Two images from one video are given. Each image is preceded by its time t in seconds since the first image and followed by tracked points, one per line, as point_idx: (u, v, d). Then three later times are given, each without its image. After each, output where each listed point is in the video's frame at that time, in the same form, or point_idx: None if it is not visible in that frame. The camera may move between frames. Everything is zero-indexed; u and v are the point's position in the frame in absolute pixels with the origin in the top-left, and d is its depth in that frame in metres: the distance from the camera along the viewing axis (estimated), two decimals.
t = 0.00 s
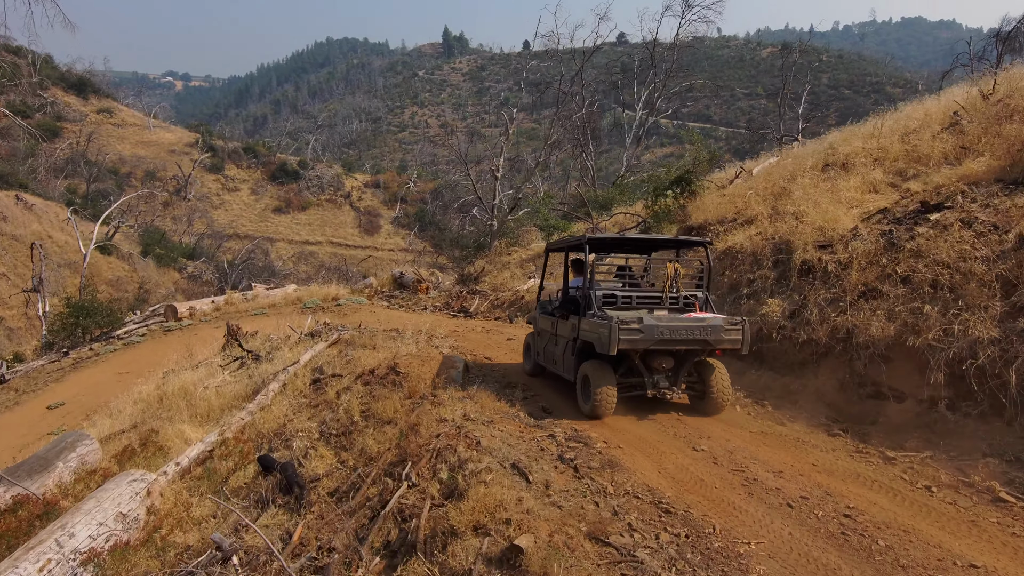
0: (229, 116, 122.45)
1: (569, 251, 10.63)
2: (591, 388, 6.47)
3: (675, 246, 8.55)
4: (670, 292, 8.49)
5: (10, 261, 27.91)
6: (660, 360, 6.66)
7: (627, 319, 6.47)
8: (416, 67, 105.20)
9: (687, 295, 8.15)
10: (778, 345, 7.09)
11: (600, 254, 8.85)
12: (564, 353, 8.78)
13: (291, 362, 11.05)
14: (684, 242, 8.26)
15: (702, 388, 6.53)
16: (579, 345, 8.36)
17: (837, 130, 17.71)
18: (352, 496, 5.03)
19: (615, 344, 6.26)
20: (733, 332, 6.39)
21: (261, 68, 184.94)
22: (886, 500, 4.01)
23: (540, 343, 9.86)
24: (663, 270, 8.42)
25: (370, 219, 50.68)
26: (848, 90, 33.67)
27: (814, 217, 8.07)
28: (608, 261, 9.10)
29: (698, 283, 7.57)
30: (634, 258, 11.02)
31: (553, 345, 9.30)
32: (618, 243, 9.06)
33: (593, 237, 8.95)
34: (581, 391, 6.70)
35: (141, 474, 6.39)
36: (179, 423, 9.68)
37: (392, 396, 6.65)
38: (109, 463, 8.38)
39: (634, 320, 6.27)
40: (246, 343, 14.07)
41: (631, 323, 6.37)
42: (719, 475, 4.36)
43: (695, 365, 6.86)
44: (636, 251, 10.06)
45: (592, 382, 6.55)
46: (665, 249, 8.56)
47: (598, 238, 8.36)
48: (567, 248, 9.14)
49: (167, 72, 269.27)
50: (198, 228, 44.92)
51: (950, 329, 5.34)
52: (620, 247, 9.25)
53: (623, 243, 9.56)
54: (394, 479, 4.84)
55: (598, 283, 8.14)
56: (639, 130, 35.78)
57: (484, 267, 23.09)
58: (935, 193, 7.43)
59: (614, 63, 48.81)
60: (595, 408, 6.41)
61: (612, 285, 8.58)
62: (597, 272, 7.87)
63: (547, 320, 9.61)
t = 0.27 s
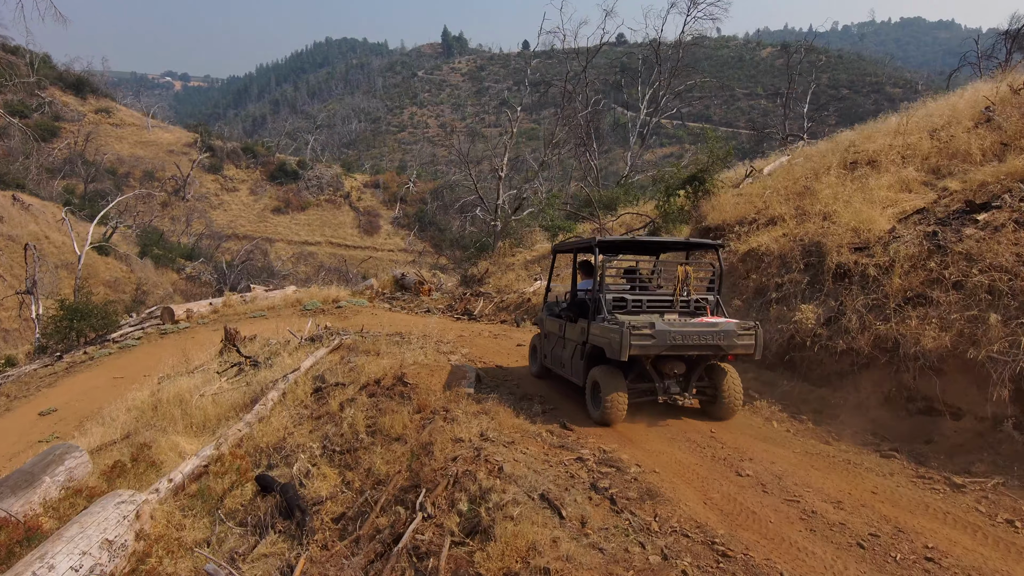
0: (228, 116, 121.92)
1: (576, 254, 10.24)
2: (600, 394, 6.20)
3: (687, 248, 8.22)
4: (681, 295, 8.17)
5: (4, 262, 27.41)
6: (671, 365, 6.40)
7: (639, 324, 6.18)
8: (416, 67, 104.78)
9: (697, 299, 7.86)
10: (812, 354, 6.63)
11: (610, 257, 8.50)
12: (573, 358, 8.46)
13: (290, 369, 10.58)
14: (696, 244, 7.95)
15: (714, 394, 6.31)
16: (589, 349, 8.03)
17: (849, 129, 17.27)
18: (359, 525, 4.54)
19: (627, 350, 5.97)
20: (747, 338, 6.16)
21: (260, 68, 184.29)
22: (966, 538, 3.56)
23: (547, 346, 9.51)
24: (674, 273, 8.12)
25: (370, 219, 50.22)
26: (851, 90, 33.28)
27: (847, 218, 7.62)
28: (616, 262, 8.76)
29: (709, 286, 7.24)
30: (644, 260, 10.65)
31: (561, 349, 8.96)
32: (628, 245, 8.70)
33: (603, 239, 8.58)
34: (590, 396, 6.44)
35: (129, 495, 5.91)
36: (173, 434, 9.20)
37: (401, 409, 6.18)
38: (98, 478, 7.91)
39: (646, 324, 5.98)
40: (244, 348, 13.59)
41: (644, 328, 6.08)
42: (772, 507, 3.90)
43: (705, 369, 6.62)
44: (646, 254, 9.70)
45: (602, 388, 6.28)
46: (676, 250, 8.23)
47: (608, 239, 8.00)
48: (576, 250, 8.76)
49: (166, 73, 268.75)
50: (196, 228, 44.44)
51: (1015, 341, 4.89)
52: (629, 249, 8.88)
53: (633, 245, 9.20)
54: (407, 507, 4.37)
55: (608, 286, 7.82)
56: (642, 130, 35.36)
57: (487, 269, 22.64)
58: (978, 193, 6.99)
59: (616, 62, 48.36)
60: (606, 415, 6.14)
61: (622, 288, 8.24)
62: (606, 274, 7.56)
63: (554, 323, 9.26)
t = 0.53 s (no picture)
0: (227, 116, 121.46)
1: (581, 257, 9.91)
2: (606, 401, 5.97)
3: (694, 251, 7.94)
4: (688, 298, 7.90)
5: None
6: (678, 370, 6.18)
7: (645, 328, 5.93)
8: (415, 67, 104.35)
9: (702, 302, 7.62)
10: (848, 364, 6.19)
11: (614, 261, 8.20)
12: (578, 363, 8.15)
13: (289, 376, 10.15)
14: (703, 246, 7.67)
15: (721, 399, 6.11)
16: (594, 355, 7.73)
17: (861, 128, 16.83)
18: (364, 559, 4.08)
19: (633, 356, 5.73)
20: (755, 341, 5.94)
21: (260, 68, 183.79)
22: None
23: (550, 350, 9.18)
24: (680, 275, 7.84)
25: (370, 219, 49.77)
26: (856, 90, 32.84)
27: (879, 218, 7.19)
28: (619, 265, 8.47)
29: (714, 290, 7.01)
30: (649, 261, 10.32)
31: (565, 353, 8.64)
32: (633, 248, 8.39)
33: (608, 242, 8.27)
34: (595, 402, 6.22)
35: (114, 519, 5.46)
36: (166, 445, 8.75)
37: (408, 426, 5.74)
38: (85, 494, 7.46)
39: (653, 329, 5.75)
40: (241, 353, 13.15)
41: (650, 333, 5.84)
42: (831, 545, 3.48)
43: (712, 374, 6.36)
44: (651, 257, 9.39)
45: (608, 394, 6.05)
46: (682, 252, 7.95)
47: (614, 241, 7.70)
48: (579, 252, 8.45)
49: (165, 73, 268.21)
50: (195, 228, 43.98)
51: None
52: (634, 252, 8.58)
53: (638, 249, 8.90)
54: (418, 540, 3.92)
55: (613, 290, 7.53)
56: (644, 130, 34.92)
57: (490, 270, 22.19)
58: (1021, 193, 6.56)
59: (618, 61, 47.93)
60: (611, 422, 5.93)
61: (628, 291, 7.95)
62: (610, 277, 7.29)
63: (557, 327, 8.94)
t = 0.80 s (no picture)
0: (226, 116, 120.98)
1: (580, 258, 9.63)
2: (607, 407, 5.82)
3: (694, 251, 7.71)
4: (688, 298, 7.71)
5: None
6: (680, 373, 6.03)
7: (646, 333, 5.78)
8: (414, 67, 103.93)
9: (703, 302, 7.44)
10: (883, 374, 5.79)
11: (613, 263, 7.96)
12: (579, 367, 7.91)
13: (285, 382, 9.76)
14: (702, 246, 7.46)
15: (724, 402, 5.98)
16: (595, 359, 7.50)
17: (872, 127, 16.44)
18: None
19: (634, 361, 5.58)
20: (757, 343, 5.80)
21: (258, 68, 183.24)
22: None
23: (550, 353, 8.93)
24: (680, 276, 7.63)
25: (369, 219, 49.35)
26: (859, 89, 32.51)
27: (911, 218, 6.80)
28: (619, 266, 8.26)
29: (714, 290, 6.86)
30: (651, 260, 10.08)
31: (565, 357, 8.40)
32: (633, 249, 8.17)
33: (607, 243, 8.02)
34: (596, 407, 6.07)
35: (94, 543, 5.11)
36: (156, 456, 8.33)
37: (413, 441, 5.34)
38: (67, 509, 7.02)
39: (653, 333, 5.59)
40: (237, 357, 12.75)
41: (651, 337, 5.68)
42: None
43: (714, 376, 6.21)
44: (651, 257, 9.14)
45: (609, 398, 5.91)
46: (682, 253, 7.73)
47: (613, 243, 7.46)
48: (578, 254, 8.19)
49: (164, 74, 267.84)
50: (193, 228, 43.54)
51: None
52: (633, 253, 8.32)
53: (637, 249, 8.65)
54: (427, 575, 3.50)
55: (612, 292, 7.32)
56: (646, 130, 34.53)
57: (492, 271, 21.80)
58: None
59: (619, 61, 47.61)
60: (613, 426, 5.79)
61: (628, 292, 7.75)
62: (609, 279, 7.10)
63: (556, 329, 8.70)
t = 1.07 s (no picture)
0: (225, 116, 120.50)
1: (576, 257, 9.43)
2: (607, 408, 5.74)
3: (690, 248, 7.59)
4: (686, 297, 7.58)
5: None
6: (679, 372, 5.97)
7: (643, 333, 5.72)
8: (414, 67, 103.53)
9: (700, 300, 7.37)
10: (919, 381, 5.42)
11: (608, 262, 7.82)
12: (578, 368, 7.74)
13: (282, 387, 9.40)
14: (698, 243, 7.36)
15: (724, 400, 5.93)
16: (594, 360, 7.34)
17: (881, 125, 16.10)
18: None
19: (633, 361, 5.51)
20: (756, 340, 5.76)
21: (257, 69, 182.80)
22: None
23: (548, 353, 8.75)
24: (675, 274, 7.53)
25: (368, 220, 48.96)
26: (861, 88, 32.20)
27: (942, 214, 6.45)
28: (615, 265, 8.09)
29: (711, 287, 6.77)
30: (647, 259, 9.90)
31: (563, 358, 8.22)
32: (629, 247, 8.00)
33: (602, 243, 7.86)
34: (596, 408, 6.00)
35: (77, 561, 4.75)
36: (147, 464, 7.97)
37: (418, 454, 4.99)
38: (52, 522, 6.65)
39: (651, 333, 5.53)
40: (233, 360, 12.40)
41: (649, 336, 5.59)
42: None
43: (714, 375, 6.13)
44: (647, 254, 8.98)
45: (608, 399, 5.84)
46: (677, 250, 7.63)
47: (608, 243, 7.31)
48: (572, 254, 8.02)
49: (163, 74, 267.73)
50: (191, 228, 43.16)
51: None
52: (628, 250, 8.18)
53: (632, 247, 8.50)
54: None
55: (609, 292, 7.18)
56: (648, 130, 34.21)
57: (494, 272, 21.42)
58: None
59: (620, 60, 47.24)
60: (614, 427, 5.72)
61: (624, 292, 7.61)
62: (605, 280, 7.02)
63: (553, 329, 8.52)
